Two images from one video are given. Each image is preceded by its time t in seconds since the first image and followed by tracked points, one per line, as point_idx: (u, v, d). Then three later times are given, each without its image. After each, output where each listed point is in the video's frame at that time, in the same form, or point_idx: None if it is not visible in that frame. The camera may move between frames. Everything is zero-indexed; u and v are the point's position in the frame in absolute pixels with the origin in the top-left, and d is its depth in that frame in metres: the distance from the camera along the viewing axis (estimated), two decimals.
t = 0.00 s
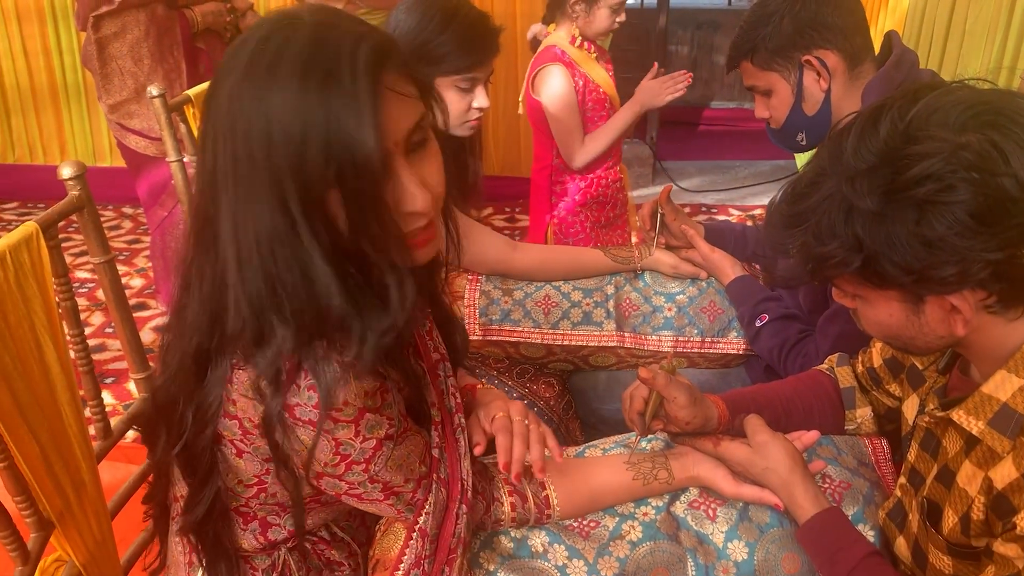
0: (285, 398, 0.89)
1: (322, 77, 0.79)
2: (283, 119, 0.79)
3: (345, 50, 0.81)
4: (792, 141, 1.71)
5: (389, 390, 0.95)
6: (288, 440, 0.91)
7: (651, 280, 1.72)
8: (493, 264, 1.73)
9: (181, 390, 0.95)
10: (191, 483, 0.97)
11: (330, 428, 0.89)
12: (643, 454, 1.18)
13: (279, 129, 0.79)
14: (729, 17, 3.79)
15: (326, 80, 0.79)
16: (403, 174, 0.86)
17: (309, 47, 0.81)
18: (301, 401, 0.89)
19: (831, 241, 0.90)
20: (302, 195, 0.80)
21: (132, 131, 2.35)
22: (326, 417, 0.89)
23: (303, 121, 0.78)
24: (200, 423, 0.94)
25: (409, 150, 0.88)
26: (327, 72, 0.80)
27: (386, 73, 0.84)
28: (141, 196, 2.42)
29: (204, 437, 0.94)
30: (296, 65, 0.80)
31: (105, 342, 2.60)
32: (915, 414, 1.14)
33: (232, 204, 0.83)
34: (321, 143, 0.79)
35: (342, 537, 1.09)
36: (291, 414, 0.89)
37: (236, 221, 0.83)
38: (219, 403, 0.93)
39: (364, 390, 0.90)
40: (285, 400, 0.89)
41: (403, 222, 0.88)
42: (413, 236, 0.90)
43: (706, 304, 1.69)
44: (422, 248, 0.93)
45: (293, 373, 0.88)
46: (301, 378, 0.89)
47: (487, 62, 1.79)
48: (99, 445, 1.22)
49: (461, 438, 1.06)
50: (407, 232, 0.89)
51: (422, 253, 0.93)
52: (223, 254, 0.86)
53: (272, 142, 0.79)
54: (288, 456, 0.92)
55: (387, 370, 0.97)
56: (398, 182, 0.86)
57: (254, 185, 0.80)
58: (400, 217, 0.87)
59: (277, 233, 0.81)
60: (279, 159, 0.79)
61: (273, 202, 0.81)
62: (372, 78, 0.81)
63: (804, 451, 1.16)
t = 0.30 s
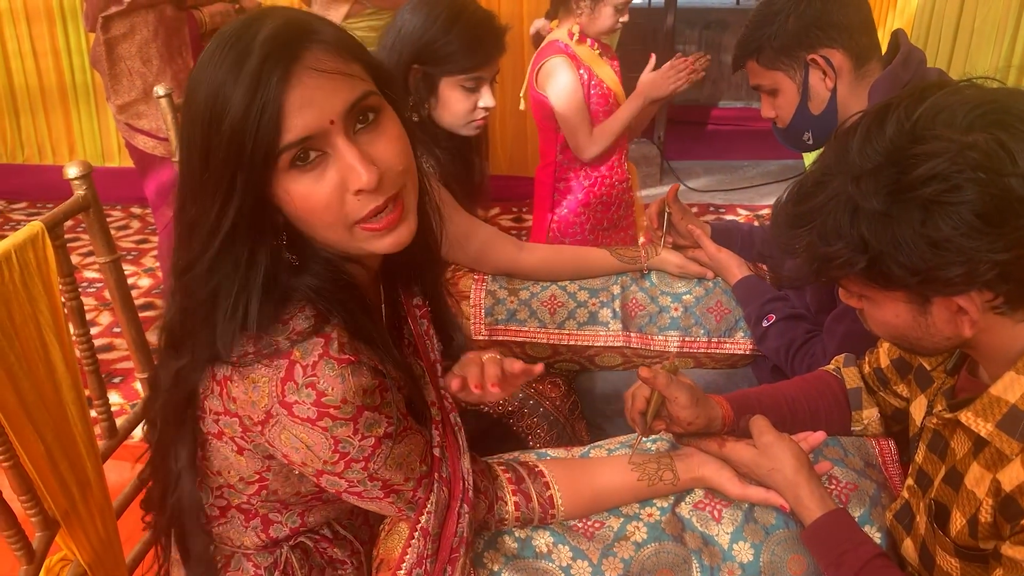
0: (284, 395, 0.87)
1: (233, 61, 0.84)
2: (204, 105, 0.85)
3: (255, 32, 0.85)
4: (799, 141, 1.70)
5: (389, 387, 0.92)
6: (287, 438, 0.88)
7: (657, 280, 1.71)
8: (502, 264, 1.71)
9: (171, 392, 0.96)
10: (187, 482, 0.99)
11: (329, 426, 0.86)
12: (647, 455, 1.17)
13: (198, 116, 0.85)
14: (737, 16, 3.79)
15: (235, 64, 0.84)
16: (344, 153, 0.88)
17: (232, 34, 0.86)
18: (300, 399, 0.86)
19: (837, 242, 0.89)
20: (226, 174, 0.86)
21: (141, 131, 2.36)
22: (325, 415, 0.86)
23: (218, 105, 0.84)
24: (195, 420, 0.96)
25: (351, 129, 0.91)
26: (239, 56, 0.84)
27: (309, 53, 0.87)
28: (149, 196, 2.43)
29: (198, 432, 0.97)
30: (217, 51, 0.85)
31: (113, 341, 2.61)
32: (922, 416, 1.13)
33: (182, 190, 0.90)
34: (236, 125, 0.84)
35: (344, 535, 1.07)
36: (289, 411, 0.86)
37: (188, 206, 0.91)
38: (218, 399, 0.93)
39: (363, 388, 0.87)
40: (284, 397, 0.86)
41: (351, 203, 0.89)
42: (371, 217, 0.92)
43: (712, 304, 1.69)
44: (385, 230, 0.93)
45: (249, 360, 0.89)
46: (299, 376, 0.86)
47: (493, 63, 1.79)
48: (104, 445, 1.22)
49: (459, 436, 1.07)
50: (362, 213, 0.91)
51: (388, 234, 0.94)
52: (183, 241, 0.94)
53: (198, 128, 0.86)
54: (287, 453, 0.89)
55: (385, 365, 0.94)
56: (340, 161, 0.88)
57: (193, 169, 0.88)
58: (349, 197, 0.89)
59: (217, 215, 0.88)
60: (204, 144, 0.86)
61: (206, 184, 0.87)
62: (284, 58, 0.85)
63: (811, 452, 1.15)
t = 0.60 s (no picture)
0: (284, 390, 0.87)
1: (229, 66, 0.83)
2: (201, 111, 0.84)
3: (246, 35, 0.84)
4: (803, 140, 1.70)
5: (389, 381, 0.92)
6: (287, 433, 0.88)
7: (662, 279, 1.71)
8: (505, 264, 1.71)
9: (171, 396, 0.97)
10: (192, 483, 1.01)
11: (329, 420, 0.86)
12: (651, 453, 1.17)
13: (195, 123, 0.85)
14: (745, 14, 3.79)
15: (231, 69, 0.83)
16: (345, 151, 0.89)
17: (223, 36, 0.85)
18: (300, 393, 0.86)
19: (842, 222, 0.89)
20: (227, 178, 0.85)
21: (149, 129, 2.37)
22: (325, 409, 0.86)
23: (216, 111, 0.84)
24: (195, 413, 0.96)
25: (349, 127, 0.91)
26: (234, 61, 0.83)
27: (303, 54, 0.87)
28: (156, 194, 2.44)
29: (199, 434, 0.97)
30: (209, 55, 0.84)
31: (120, 338, 2.62)
32: (926, 415, 1.12)
33: (179, 197, 0.90)
34: (238, 131, 0.83)
35: (346, 532, 1.08)
36: (290, 406, 0.86)
37: (187, 212, 0.90)
38: (219, 396, 0.93)
39: (363, 382, 0.87)
40: (284, 392, 0.87)
41: (355, 198, 0.91)
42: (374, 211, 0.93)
43: (718, 303, 1.68)
44: (388, 222, 0.95)
45: (254, 359, 0.88)
46: (299, 370, 0.86)
47: (497, 61, 1.79)
48: (108, 442, 1.22)
49: (459, 428, 1.07)
50: (365, 208, 0.92)
51: (391, 225, 0.96)
52: (180, 247, 0.93)
53: (195, 134, 0.85)
54: (288, 448, 0.89)
55: (385, 359, 0.94)
56: (342, 159, 0.89)
57: (191, 176, 0.87)
58: (353, 193, 0.90)
59: (219, 220, 0.88)
60: (203, 150, 0.85)
61: (205, 189, 0.87)
62: (280, 61, 0.84)
63: (815, 452, 1.15)
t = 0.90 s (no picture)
0: (280, 389, 0.87)
1: (219, 68, 0.84)
2: (192, 113, 0.84)
3: (237, 37, 0.85)
4: (808, 138, 1.69)
5: (386, 381, 0.92)
6: (284, 433, 0.88)
7: (667, 278, 1.71)
8: (511, 261, 1.70)
9: (170, 396, 0.97)
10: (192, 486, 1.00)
11: (325, 421, 0.86)
12: (653, 451, 1.17)
13: (187, 125, 0.85)
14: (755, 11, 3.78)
15: (221, 70, 0.83)
16: (336, 151, 0.89)
17: (214, 38, 0.85)
18: (296, 393, 0.86)
19: (833, 211, 0.89)
20: (220, 181, 0.86)
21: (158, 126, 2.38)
22: (320, 410, 0.86)
23: (207, 113, 0.84)
24: (194, 415, 0.96)
25: (341, 127, 0.91)
26: (224, 62, 0.84)
27: (293, 55, 0.87)
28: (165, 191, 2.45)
29: (199, 435, 0.97)
30: (200, 57, 0.85)
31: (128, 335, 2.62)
32: (926, 414, 1.11)
33: (175, 200, 0.90)
34: (228, 133, 0.84)
35: (346, 530, 1.08)
36: (285, 406, 0.87)
37: (182, 215, 0.90)
38: (217, 395, 0.93)
39: (359, 382, 0.87)
40: (280, 392, 0.87)
41: (346, 200, 0.91)
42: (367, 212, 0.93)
43: (723, 301, 1.67)
44: (381, 222, 0.95)
45: (249, 359, 0.89)
46: (295, 370, 0.86)
47: (501, 59, 1.78)
48: (111, 439, 1.22)
49: (455, 430, 1.05)
50: (357, 209, 0.92)
51: (385, 226, 0.95)
52: (175, 247, 0.93)
53: (188, 137, 0.85)
54: (285, 448, 0.89)
55: (382, 360, 0.94)
56: (333, 160, 0.89)
57: (185, 179, 0.88)
58: (345, 194, 0.90)
59: (212, 223, 0.89)
60: (194, 152, 0.85)
61: (199, 192, 0.87)
62: (269, 62, 0.84)
63: (818, 450, 1.14)
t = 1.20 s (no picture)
0: (280, 387, 0.87)
1: (225, 63, 0.84)
2: (198, 108, 0.85)
3: (241, 32, 0.85)
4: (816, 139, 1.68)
5: (385, 380, 0.92)
6: (285, 430, 0.88)
7: (675, 278, 1.70)
8: (517, 261, 1.70)
9: (172, 395, 0.97)
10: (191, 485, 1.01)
11: (324, 418, 0.86)
12: (656, 454, 1.16)
13: (193, 121, 0.85)
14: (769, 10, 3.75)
15: (226, 66, 0.84)
16: (340, 145, 0.89)
17: (221, 34, 0.86)
18: (296, 390, 0.86)
19: (814, 223, 0.88)
20: (225, 176, 0.86)
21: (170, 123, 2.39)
22: (320, 407, 0.86)
23: (212, 108, 0.84)
24: (196, 413, 0.96)
25: (344, 122, 0.91)
26: (229, 57, 0.84)
27: (297, 49, 0.87)
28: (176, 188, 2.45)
29: (200, 432, 0.97)
30: (207, 52, 0.85)
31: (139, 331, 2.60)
32: (926, 416, 1.09)
33: (181, 197, 0.91)
34: (234, 126, 0.84)
35: (346, 530, 1.08)
36: (286, 403, 0.87)
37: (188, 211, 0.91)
38: (219, 393, 0.93)
39: (359, 380, 0.87)
40: (280, 389, 0.87)
41: (350, 194, 0.90)
42: (370, 207, 0.93)
43: (730, 302, 1.66)
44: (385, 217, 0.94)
45: (252, 354, 0.89)
46: (295, 367, 0.86)
47: (509, 58, 1.78)
48: (117, 437, 1.23)
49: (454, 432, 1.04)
50: (361, 203, 0.92)
51: (388, 220, 0.95)
52: (181, 243, 0.94)
53: (194, 132, 0.86)
54: (285, 445, 0.89)
55: (383, 359, 0.94)
56: (337, 154, 0.89)
57: (191, 175, 0.88)
58: (348, 188, 0.90)
59: (218, 218, 0.89)
60: (200, 146, 0.86)
61: (205, 188, 0.88)
62: (273, 56, 0.84)
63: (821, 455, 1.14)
